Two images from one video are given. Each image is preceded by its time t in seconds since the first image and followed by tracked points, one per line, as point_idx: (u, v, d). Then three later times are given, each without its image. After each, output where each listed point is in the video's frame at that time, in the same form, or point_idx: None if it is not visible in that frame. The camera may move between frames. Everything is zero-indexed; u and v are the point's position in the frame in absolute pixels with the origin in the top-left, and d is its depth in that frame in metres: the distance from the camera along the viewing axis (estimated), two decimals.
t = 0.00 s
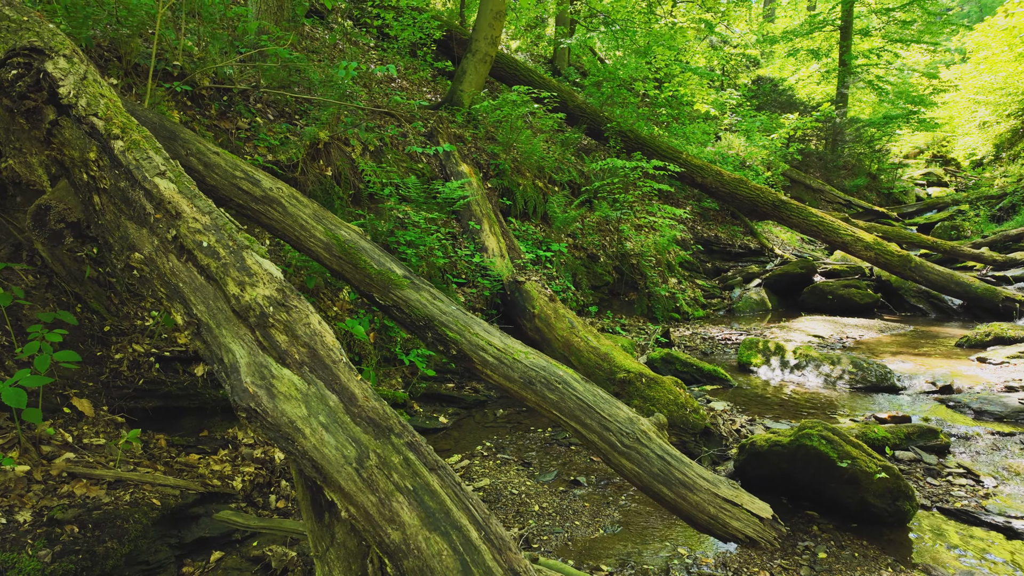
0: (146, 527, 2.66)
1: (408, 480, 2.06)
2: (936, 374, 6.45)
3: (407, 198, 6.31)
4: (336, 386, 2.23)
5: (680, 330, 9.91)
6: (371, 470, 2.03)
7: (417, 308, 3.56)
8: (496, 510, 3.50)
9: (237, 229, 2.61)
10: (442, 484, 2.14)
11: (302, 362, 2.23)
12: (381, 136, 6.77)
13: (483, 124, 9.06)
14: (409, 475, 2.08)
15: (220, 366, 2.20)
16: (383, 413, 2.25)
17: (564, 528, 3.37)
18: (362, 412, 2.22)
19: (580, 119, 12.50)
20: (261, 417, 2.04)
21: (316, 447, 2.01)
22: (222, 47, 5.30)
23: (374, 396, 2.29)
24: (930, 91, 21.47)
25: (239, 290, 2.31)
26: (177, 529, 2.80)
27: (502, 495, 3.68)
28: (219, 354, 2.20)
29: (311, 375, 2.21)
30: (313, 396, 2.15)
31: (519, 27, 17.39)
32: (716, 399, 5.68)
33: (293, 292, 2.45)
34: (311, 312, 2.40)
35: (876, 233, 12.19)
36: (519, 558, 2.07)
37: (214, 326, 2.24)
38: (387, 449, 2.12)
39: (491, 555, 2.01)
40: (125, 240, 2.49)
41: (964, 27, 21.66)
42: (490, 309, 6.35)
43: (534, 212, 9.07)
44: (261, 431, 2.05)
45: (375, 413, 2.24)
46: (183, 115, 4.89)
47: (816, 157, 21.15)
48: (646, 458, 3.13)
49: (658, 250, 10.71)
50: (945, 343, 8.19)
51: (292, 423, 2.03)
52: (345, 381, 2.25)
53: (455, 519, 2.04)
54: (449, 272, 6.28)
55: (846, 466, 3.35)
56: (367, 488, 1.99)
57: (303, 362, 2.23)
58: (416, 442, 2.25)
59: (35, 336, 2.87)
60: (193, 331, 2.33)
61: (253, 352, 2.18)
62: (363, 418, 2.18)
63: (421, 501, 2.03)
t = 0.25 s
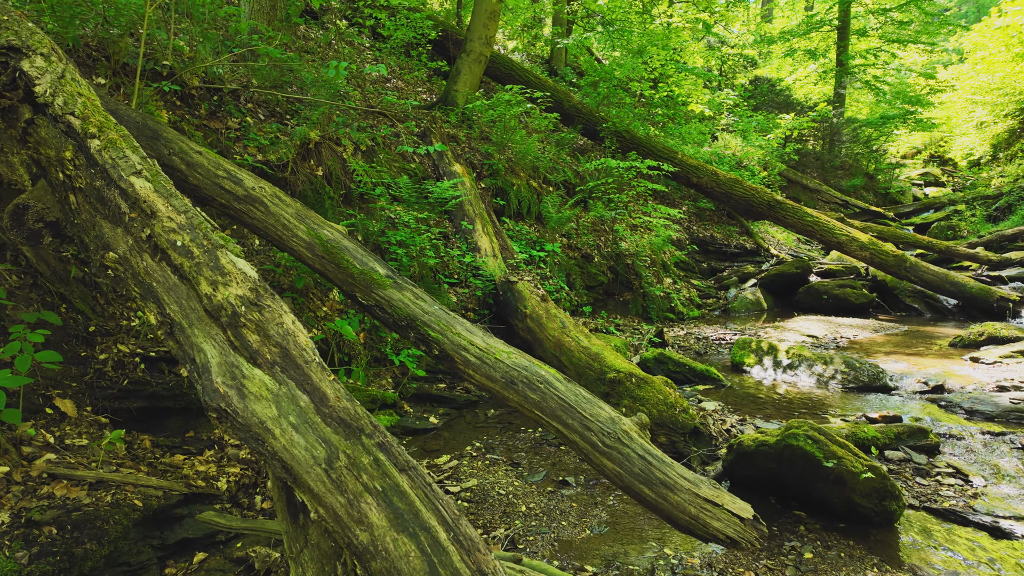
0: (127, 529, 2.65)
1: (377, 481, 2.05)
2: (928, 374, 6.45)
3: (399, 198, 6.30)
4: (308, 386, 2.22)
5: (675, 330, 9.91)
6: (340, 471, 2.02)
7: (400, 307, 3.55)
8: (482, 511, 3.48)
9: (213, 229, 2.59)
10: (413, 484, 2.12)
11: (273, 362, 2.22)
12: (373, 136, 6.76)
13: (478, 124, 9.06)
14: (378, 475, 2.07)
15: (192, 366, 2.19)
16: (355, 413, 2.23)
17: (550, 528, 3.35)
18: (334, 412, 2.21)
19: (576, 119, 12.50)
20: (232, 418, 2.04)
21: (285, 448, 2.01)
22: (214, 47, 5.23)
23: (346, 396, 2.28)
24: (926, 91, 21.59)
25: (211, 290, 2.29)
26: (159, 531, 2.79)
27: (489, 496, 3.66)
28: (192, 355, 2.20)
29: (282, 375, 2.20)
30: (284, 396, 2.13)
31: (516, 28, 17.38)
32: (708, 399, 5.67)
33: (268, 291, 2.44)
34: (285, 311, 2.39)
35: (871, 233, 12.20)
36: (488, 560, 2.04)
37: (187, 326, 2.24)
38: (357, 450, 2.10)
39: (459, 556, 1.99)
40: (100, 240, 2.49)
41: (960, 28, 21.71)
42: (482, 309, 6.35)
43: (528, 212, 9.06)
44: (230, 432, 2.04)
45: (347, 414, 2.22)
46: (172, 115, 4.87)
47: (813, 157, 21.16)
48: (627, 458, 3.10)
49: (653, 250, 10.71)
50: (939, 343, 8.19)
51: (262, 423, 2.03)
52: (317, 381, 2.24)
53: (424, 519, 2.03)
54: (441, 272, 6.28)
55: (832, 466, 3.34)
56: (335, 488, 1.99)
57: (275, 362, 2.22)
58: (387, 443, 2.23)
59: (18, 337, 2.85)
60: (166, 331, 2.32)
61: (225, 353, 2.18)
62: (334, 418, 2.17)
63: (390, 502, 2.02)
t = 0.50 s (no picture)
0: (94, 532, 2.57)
1: (337, 482, 2.00)
2: (918, 371, 6.42)
3: (385, 195, 6.22)
4: (268, 383, 2.17)
5: (666, 328, 9.87)
6: (299, 471, 1.98)
7: (376, 303, 3.48)
8: (465, 511, 3.42)
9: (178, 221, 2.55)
10: (375, 485, 2.06)
11: (233, 358, 2.16)
12: (360, 132, 6.67)
13: (469, 122, 9.00)
14: (339, 476, 2.02)
15: (149, 362, 2.15)
16: (318, 411, 2.17)
17: (534, 529, 3.29)
18: (294, 410, 2.16)
19: (568, 117, 12.43)
20: (188, 416, 2.00)
21: (243, 448, 1.97)
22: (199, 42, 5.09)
23: (308, 393, 2.23)
24: (919, 90, 21.68)
25: (170, 283, 2.25)
26: (132, 533, 2.72)
27: (473, 496, 3.60)
28: (149, 349, 2.15)
29: (242, 372, 2.15)
30: (242, 393, 2.09)
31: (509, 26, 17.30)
32: (697, 397, 5.64)
33: (231, 282, 2.39)
34: (246, 305, 2.32)
35: (863, 231, 12.20)
36: (452, 564, 1.99)
37: (144, 321, 2.19)
38: (317, 449, 2.06)
39: (421, 560, 1.93)
40: (59, 233, 2.43)
41: (953, 27, 21.77)
42: (470, 307, 6.31)
43: (519, 210, 8.98)
44: (188, 431, 2.00)
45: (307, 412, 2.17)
46: (152, 110, 4.79)
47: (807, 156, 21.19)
48: (607, 456, 3.04)
49: (645, 249, 10.67)
50: (930, 341, 8.18)
51: (220, 422, 2.00)
52: (278, 378, 2.18)
53: (385, 522, 1.97)
54: (429, 270, 6.21)
55: (819, 464, 3.29)
56: (293, 490, 1.95)
57: (234, 358, 2.16)
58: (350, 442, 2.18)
59: None
60: (124, 326, 2.27)
61: (183, 348, 2.13)
62: (294, 417, 2.12)
63: (349, 505, 1.96)
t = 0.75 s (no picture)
0: (53, 540, 2.47)
1: (289, 491, 1.97)
2: (903, 370, 6.42)
3: (367, 193, 6.14)
4: (219, 387, 2.14)
5: (652, 327, 9.85)
6: (248, 480, 1.93)
7: (346, 303, 3.44)
8: (443, 515, 3.35)
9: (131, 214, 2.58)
10: (328, 494, 2.05)
11: (182, 360, 2.14)
12: (342, 129, 6.57)
13: (454, 120, 8.93)
14: (290, 485, 1.99)
15: (95, 363, 2.11)
16: (271, 417, 2.17)
17: (512, 532, 3.22)
18: (246, 415, 2.13)
19: (555, 115, 12.37)
20: (133, 421, 1.94)
21: (190, 455, 1.91)
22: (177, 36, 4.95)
23: (261, 397, 2.20)
24: (905, 91, 21.83)
25: (118, 281, 2.24)
26: (95, 540, 2.62)
27: (451, 499, 3.53)
28: (95, 352, 2.12)
29: (191, 374, 2.12)
30: (191, 397, 2.05)
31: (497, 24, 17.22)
32: (682, 397, 5.61)
33: (182, 280, 2.38)
34: (199, 305, 2.31)
35: (849, 230, 12.25)
36: None
37: (90, 322, 2.16)
38: (269, 457, 2.02)
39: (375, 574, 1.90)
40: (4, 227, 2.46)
41: (938, 29, 21.96)
42: (454, 307, 6.24)
43: (505, 208, 8.87)
44: (132, 437, 1.94)
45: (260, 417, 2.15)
46: (125, 105, 4.67)
47: (794, 155, 21.29)
48: (582, 459, 2.97)
49: (632, 248, 10.64)
50: (914, 339, 8.21)
51: (166, 427, 1.94)
52: (229, 382, 2.15)
53: (338, 533, 1.94)
54: (412, 269, 6.12)
55: (800, 465, 3.25)
56: (242, 499, 1.90)
57: (184, 360, 2.14)
58: (305, 448, 2.16)
59: None
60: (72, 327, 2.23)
61: (129, 350, 2.09)
62: (245, 422, 2.09)
63: (301, 515, 1.93)
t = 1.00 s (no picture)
0: None
1: (226, 496, 1.93)
2: (877, 367, 6.48)
3: (341, 190, 6.06)
4: (157, 386, 2.11)
5: (633, 326, 9.87)
6: (183, 485, 1.90)
7: (307, 300, 3.38)
8: (412, 517, 3.28)
9: (70, 207, 2.59)
10: (268, 499, 2.01)
11: (119, 359, 2.12)
12: (316, 125, 6.47)
13: (433, 118, 8.87)
14: (228, 489, 1.95)
15: (27, 363, 2.09)
16: (211, 417, 2.14)
17: (483, 534, 3.17)
18: (185, 416, 2.10)
19: (536, 114, 12.33)
20: (64, 423, 1.93)
21: (123, 457, 1.90)
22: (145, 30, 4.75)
23: (202, 397, 2.18)
24: (883, 93, 22.13)
25: (52, 277, 2.22)
26: (47, 548, 2.53)
27: (421, 501, 3.47)
28: (27, 351, 2.09)
29: (127, 374, 2.10)
30: (126, 398, 2.03)
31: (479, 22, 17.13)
32: (659, 395, 5.60)
33: (123, 275, 2.39)
34: (138, 301, 2.31)
35: (826, 230, 12.38)
36: None
37: (22, 320, 2.14)
38: (206, 460, 1.99)
39: None
40: None
41: (915, 32, 22.27)
42: (431, 306, 6.17)
43: (485, 207, 8.75)
44: (64, 439, 1.93)
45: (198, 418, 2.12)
46: (87, 99, 4.55)
47: (774, 156, 21.51)
48: (547, 458, 2.92)
49: (612, 247, 10.64)
50: (890, 337, 8.29)
51: (98, 430, 1.93)
52: (167, 382, 2.13)
53: (277, 539, 1.92)
54: (387, 267, 6.03)
55: (772, 463, 3.24)
56: (176, 505, 1.87)
57: (120, 359, 2.12)
58: (247, 450, 2.13)
59: None
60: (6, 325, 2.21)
61: (62, 350, 2.07)
62: (183, 424, 2.06)
63: (238, 520, 1.90)
